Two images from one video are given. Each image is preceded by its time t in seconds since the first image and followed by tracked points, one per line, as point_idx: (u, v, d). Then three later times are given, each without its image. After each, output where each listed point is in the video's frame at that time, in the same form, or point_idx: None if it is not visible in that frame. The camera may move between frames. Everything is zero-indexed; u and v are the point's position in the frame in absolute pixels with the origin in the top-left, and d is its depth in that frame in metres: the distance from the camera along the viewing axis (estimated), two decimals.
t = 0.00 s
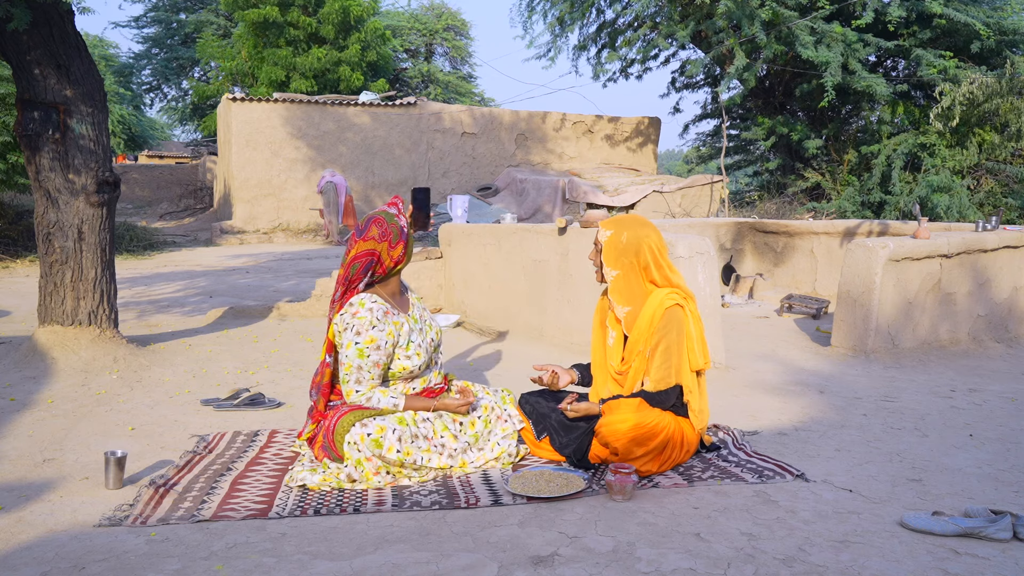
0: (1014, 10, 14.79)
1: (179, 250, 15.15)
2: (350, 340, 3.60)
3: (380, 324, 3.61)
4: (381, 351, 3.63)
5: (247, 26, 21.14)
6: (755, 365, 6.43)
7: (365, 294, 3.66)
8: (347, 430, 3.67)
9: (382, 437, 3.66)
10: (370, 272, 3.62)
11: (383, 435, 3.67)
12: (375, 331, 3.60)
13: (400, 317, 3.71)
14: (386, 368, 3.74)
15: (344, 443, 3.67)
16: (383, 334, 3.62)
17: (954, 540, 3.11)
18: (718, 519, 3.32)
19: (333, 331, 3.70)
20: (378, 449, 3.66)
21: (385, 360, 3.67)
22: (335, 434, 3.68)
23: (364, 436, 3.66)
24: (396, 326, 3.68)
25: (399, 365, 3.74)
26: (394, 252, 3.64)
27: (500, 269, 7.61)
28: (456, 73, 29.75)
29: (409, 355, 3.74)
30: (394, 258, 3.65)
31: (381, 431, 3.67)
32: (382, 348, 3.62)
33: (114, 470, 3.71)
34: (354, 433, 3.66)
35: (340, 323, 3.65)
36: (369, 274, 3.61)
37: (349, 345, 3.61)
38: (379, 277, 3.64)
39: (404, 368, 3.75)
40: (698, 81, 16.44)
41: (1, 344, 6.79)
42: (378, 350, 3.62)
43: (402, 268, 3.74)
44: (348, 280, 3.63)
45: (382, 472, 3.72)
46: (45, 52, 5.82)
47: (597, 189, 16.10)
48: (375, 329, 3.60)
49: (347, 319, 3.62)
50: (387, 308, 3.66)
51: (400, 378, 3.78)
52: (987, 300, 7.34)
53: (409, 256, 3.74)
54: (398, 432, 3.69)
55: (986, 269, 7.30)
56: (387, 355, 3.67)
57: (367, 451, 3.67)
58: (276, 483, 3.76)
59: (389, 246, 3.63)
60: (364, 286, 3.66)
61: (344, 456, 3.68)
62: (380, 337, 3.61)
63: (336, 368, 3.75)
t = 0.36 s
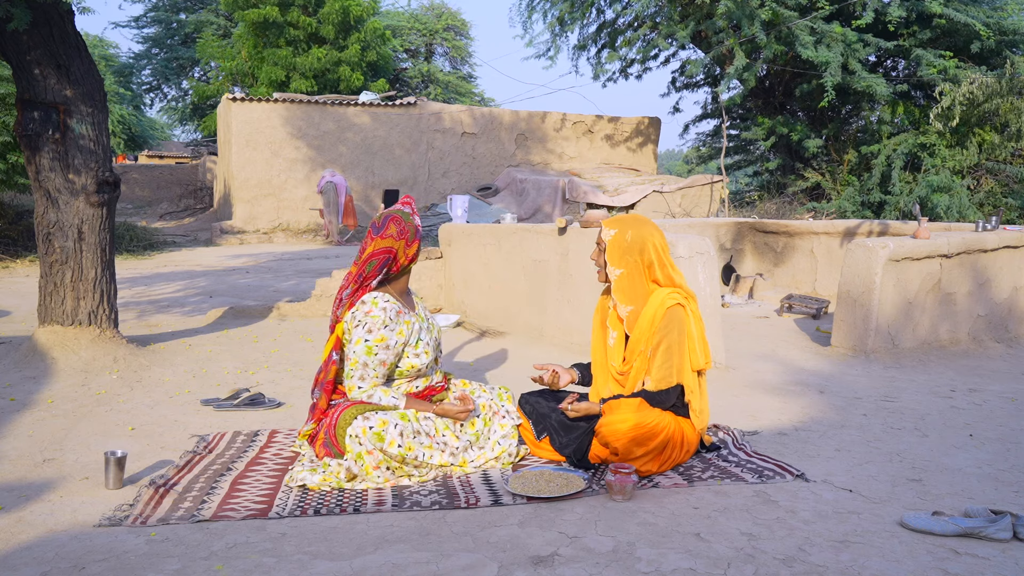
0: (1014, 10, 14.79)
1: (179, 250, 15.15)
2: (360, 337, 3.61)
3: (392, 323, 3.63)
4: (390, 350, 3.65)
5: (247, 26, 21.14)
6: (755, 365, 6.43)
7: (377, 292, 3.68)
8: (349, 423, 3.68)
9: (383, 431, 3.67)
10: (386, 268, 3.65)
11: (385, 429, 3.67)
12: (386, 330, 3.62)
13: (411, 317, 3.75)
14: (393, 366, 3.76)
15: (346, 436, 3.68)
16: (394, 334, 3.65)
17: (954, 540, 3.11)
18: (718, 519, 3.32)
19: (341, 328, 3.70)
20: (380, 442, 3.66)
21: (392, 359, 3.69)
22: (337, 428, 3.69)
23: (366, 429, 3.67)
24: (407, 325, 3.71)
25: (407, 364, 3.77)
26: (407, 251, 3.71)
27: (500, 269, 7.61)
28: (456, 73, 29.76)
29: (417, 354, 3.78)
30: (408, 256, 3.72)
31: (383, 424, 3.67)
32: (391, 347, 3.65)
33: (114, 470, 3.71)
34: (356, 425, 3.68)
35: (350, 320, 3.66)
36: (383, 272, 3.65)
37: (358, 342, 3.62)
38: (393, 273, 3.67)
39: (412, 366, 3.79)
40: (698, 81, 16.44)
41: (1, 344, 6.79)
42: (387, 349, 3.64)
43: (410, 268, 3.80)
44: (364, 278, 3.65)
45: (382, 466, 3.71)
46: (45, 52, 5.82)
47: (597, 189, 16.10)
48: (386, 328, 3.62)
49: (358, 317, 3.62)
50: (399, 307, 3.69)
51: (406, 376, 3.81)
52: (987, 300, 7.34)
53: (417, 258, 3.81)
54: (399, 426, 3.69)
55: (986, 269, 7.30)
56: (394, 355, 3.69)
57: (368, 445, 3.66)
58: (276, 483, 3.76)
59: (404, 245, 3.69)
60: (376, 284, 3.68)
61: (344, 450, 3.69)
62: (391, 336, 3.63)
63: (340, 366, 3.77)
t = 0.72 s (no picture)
0: (1014, 10, 14.79)
1: (179, 250, 15.15)
2: (367, 332, 3.62)
3: (399, 319, 3.65)
4: (396, 345, 3.67)
5: (247, 26, 21.13)
6: (755, 365, 6.43)
7: (386, 289, 3.69)
8: (354, 420, 3.67)
9: (388, 426, 3.66)
10: (395, 267, 3.68)
11: (389, 424, 3.66)
12: (394, 326, 3.64)
13: (417, 314, 3.77)
14: (399, 363, 3.77)
15: (350, 433, 3.67)
16: (401, 330, 3.66)
17: (954, 540, 3.11)
18: (718, 519, 3.32)
19: (347, 325, 3.71)
20: (385, 438, 3.65)
21: (397, 355, 3.71)
22: (342, 426, 3.69)
23: (370, 425, 3.65)
24: (414, 322, 3.73)
25: (413, 360, 3.78)
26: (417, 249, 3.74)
27: (500, 269, 7.61)
28: (456, 73, 29.76)
29: (423, 351, 3.80)
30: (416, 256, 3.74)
31: (388, 419, 3.66)
32: (398, 343, 3.67)
33: (114, 470, 3.71)
34: (361, 421, 3.66)
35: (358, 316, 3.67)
36: (393, 270, 3.66)
37: (365, 336, 3.63)
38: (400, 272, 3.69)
39: (417, 363, 3.80)
40: (698, 81, 16.44)
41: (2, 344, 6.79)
42: (393, 345, 3.66)
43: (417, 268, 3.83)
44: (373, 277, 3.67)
45: (384, 464, 3.70)
46: (45, 52, 5.81)
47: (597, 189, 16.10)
48: (394, 323, 3.64)
49: (366, 312, 3.64)
50: (406, 304, 3.72)
51: (411, 373, 3.81)
52: (987, 300, 7.34)
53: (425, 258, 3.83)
54: (404, 422, 3.69)
55: (986, 269, 7.30)
56: (400, 350, 3.71)
57: (373, 441, 3.65)
58: (276, 483, 3.76)
59: (415, 243, 3.72)
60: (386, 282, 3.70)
61: (348, 447, 3.68)
62: (398, 332, 3.65)
63: (345, 362, 3.77)
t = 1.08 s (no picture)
0: (1014, 10, 14.80)
1: (179, 250, 15.14)
2: (362, 334, 3.62)
3: (394, 322, 3.64)
4: (392, 348, 3.65)
5: (247, 26, 21.13)
6: (755, 365, 6.43)
7: (379, 290, 3.69)
8: (353, 424, 3.68)
9: (387, 430, 3.66)
10: (379, 266, 3.67)
11: (388, 428, 3.66)
12: (388, 329, 3.63)
13: (414, 316, 3.73)
14: (396, 365, 3.76)
15: (349, 437, 3.67)
16: (396, 332, 3.64)
17: (954, 540, 3.11)
18: (718, 520, 3.32)
19: (344, 328, 3.72)
20: (383, 442, 3.65)
21: (394, 357, 3.69)
22: (341, 430, 3.69)
23: (370, 429, 3.65)
24: (410, 324, 3.70)
25: (410, 363, 3.77)
26: (402, 246, 3.70)
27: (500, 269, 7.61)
28: (456, 73, 29.76)
29: (420, 354, 3.77)
30: (403, 255, 3.70)
31: (387, 424, 3.66)
32: (393, 345, 3.65)
33: (114, 470, 3.71)
34: (360, 426, 3.67)
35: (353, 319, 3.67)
36: (375, 267, 3.67)
37: (360, 339, 3.63)
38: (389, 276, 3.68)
39: (415, 365, 3.78)
40: (698, 81, 16.44)
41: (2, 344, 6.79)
42: (389, 347, 3.64)
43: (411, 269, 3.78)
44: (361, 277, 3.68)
45: (384, 469, 3.71)
46: (45, 52, 5.81)
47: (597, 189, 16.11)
48: (389, 326, 3.63)
49: (361, 314, 3.64)
50: (402, 306, 3.69)
51: (409, 375, 3.80)
52: (987, 300, 7.34)
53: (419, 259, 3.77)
54: (402, 426, 3.68)
55: (986, 269, 7.31)
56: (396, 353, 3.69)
57: (372, 446, 3.65)
58: (276, 483, 3.76)
59: (398, 239, 3.71)
60: (374, 281, 3.69)
61: (348, 451, 3.68)
62: (393, 335, 3.63)
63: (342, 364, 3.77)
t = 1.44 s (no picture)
0: (1014, 10, 14.80)
1: (179, 250, 15.14)
2: (340, 338, 3.63)
3: (371, 324, 3.62)
4: (371, 350, 3.63)
5: (247, 26, 21.13)
6: (755, 365, 6.43)
7: (361, 293, 3.69)
8: (346, 435, 3.65)
9: (382, 441, 3.65)
10: (354, 263, 3.67)
11: (383, 439, 3.66)
12: (366, 330, 3.62)
13: (396, 318, 3.70)
14: (382, 368, 3.74)
15: (344, 449, 3.66)
16: (374, 334, 3.63)
17: (954, 540, 3.11)
18: (718, 519, 3.32)
19: (329, 331, 3.74)
20: (378, 453, 3.65)
21: (377, 360, 3.67)
22: (335, 440, 3.66)
23: (363, 441, 3.64)
24: (391, 326, 3.67)
25: (396, 367, 3.73)
26: (372, 244, 3.65)
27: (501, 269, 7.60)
28: (456, 73, 29.76)
29: (405, 357, 3.74)
30: (375, 251, 3.64)
31: (380, 435, 3.65)
32: (373, 348, 3.63)
33: (114, 470, 3.71)
34: (354, 438, 3.65)
35: (334, 324, 3.69)
36: (349, 265, 3.68)
37: (340, 343, 3.63)
38: (363, 274, 3.64)
39: (401, 369, 3.75)
40: (698, 81, 16.44)
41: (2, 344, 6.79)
42: (369, 349, 3.63)
43: (392, 267, 3.69)
44: (340, 274, 3.70)
45: (382, 478, 3.70)
46: (45, 52, 5.82)
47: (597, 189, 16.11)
48: (366, 328, 3.62)
49: (339, 319, 3.66)
50: (382, 308, 3.67)
51: (397, 378, 3.77)
52: (987, 300, 7.34)
53: (396, 257, 3.66)
54: (397, 435, 3.68)
55: (986, 269, 7.31)
56: (379, 355, 3.67)
57: (367, 457, 3.66)
58: (276, 483, 3.76)
59: (369, 235, 3.67)
60: (352, 280, 3.69)
61: (345, 461, 3.68)
62: (371, 336, 3.62)
63: (330, 369, 3.77)
